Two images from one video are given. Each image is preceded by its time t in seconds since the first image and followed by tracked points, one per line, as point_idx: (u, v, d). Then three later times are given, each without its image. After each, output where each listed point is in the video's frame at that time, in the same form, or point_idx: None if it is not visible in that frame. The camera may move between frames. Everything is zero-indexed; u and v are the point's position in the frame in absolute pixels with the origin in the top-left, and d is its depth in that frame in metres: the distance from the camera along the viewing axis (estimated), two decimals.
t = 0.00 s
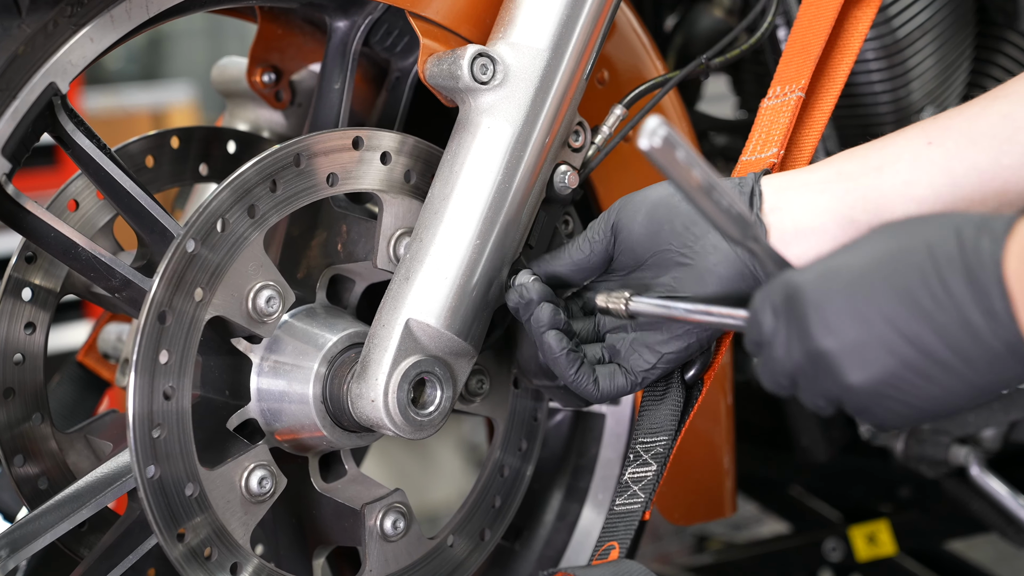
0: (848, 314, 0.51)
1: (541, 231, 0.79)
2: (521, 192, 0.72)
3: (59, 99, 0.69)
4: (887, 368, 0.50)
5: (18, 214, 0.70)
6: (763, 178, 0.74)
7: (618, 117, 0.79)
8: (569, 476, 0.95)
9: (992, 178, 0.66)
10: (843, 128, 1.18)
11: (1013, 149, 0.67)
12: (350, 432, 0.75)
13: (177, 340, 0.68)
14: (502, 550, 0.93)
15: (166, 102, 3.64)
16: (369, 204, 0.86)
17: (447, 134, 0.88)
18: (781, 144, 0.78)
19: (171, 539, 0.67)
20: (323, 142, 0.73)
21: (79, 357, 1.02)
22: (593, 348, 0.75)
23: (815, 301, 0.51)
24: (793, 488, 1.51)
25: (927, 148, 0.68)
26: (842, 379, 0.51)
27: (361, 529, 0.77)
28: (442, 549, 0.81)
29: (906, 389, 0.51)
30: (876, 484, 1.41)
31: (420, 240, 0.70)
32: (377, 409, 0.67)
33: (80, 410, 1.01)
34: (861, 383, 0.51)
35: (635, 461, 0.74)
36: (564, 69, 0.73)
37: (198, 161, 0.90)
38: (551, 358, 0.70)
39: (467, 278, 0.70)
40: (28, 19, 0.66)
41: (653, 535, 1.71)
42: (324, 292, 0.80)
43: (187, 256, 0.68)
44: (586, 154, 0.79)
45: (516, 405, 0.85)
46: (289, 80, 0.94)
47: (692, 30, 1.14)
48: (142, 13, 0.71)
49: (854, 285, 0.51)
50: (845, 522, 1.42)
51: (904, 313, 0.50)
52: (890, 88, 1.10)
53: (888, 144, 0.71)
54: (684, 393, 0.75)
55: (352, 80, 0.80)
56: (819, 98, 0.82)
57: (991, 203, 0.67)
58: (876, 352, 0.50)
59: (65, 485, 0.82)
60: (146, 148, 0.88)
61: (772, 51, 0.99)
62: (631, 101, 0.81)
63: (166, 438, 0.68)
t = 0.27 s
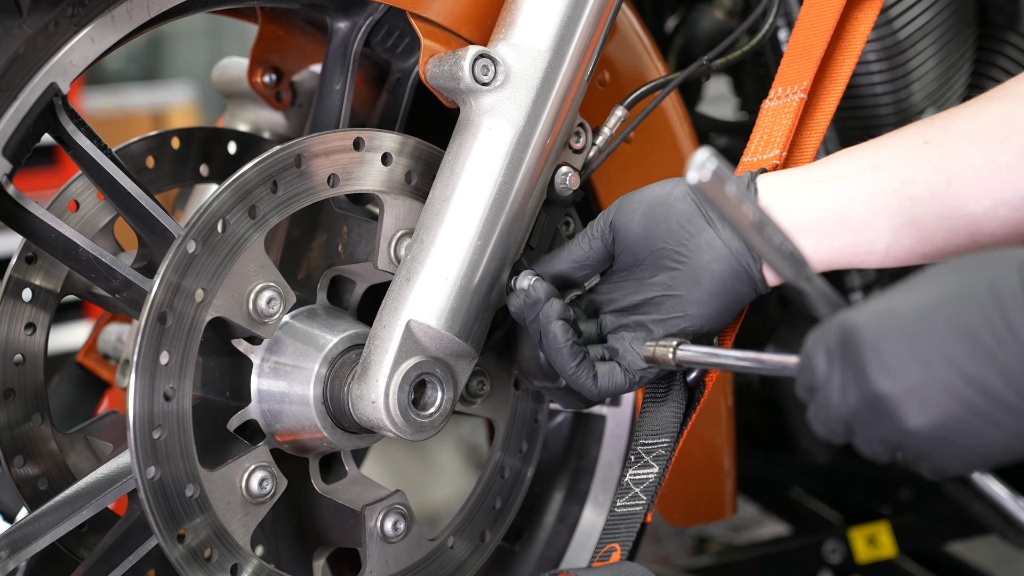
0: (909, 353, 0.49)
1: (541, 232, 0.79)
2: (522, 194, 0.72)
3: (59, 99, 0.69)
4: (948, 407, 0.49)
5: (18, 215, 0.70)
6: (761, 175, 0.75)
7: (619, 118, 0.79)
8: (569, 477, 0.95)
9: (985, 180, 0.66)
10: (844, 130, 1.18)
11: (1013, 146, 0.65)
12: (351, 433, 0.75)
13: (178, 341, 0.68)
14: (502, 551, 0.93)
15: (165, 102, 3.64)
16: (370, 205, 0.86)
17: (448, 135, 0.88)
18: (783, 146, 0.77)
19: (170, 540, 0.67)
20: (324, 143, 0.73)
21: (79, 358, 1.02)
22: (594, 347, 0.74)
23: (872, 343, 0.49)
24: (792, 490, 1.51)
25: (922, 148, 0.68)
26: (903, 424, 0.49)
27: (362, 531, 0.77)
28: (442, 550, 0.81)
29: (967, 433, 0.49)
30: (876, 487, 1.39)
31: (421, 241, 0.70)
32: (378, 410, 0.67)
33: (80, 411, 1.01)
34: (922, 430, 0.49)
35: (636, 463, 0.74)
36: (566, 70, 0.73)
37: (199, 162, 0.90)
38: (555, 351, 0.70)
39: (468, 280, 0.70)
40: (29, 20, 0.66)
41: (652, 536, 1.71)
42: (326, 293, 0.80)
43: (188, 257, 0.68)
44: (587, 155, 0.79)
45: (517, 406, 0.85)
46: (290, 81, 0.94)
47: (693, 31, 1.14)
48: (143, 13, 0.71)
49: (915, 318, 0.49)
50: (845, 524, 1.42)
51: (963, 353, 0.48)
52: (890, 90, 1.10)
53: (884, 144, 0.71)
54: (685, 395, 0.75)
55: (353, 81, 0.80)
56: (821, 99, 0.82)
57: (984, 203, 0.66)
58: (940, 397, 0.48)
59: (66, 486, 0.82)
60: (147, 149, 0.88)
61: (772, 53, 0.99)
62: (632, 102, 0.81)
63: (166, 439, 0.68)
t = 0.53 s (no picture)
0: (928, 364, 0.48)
1: (540, 232, 0.79)
2: (521, 193, 0.72)
3: (57, 98, 0.69)
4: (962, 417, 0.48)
5: (16, 213, 0.70)
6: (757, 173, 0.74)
7: (618, 118, 0.79)
8: (567, 478, 0.94)
9: (984, 179, 0.66)
10: (843, 131, 1.18)
11: (1014, 146, 0.66)
12: (349, 432, 0.75)
13: (176, 340, 0.68)
14: (500, 551, 0.93)
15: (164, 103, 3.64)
16: (369, 204, 0.86)
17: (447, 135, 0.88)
18: (782, 144, 0.77)
19: (168, 538, 0.67)
20: (323, 142, 0.73)
21: (77, 357, 1.02)
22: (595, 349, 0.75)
23: (889, 355, 0.48)
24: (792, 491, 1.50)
25: (922, 146, 0.68)
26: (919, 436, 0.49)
27: (360, 531, 0.76)
28: (440, 550, 0.81)
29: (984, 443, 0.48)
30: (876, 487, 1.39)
31: (419, 240, 0.70)
32: (376, 410, 0.67)
33: (78, 410, 1.01)
34: (939, 441, 0.48)
35: (635, 462, 0.73)
36: (565, 70, 0.73)
37: (198, 161, 0.90)
38: (551, 356, 0.70)
39: (467, 279, 0.70)
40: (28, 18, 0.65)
41: (651, 536, 1.71)
42: (323, 293, 0.79)
43: (187, 256, 0.67)
44: (586, 155, 0.78)
45: (515, 406, 0.85)
46: (289, 80, 0.94)
47: (692, 31, 1.14)
48: (142, 12, 0.71)
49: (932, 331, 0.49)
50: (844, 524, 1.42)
51: (979, 365, 0.48)
52: (890, 90, 1.10)
53: (884, 140, 0.71)
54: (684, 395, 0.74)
55: (352, 80, 0.80)
56: (820, 98, 0.81)
57: (983, 202, 0.66)
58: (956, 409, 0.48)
59: (64, 485, 0.82)
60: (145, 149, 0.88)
61: (772, 53, 0.99)
62: (631, 102, 0.81)
63: (164, 439, 0.68)
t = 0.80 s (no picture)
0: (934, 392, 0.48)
1: (524, 235, 0.79)
2: (505, 196, 0.72)
3: (43, 104, 0.69)
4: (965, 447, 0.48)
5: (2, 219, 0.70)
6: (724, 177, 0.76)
7: (602, 121, 0.80)
8: (554, 478, 0.95)
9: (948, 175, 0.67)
10: (827, 130, 1.19)
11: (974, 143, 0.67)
12: (336, 435, 0.75)
13: (162, 345, 0.68)
14: (487, 551, 0.93)
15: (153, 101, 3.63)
16: (354, 207, 0.86)
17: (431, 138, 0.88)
18: (765, 145, 0.77)
19: (155, 541, 0.68)
20: (309, 146, 0.74)
21: (63, 360, 1.02)
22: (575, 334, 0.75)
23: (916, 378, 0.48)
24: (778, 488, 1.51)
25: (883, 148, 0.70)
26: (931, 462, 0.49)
27: (347, 532, 0.77)
28: (427, 551, 0.81)
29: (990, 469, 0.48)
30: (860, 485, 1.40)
31: (404, 244, 0.70)
32: (362, 413, 0.67)
33: (65, 413, 1.01)
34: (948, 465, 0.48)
35: (617, 462, 0.74)
36: (548, 73, 0.73)
37: (183, 164, 0.90)
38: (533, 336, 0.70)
39: (452, 282, 0.70)
40: (15, 26, 0.68)
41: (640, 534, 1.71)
42: (309, 296, 0.80)
43: (173, 261, 0.68)
44: (570, 158, 0.79)
45: (500, 407, 0.86)
46: (274, 83, 0.93)
47: (678, 32, 1.14)
48: (126, 18, 0.71)
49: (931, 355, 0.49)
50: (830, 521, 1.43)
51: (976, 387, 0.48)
52: (873, 89, 1.11)
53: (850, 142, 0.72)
54: (667, 394, 0.74)
55: (337, 84, 0.80)
56: (802, 100, 0.82)
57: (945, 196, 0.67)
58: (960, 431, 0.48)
59: (51, 488, 0.82)
60: (131, 152, 0.88)
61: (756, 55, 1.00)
62: (615, 104, 0.81)
63: (151, 443, 0.68)
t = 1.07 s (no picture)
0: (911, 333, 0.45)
1: (526, 237, 0.78)
2: (508, 199, 0.72)
3: (45, 107, 0.68)
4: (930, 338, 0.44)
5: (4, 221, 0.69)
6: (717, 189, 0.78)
7: (604, 124, 0.79)
8: (555, 481, 0.95)
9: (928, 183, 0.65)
10: (828, 133, 1.20)
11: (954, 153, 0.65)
12: (337, 438, 0.75)
13: (164, 348, 0.68)
14: (488, 555, 0.93)
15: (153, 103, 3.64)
16: (356, 211, 0.86)
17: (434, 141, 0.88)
18: (767, 149, 0.77)
19: (156, 544, 0.67)
20: (311, 149, 0.73)
21: (64, 362, 1.02)
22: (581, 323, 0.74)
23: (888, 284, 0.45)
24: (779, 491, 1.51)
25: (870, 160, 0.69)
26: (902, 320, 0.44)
27: (348, 536, 0.77)
28: (428, 554, 0.81)
29: (963, 392, 0.44)
30: (863, 488, 1.40)
31: (406, 247, 0.70)
32: (364, 416, 0.67)
33: (66, 416, 1.01)
34: (922, 328, 0.44)
35: (619, 465, 0.74)
36: (550, 76, 0.73)
37: (185, 166, 0.90)
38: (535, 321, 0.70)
39: (454, 285, 0.70)
40: (16, 28, 0.66)
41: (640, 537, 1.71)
42: (311, 298, 0.80)
43: (175, 264, 0.68)
44: (572, 161, 0.79)
45: (502, 410, 0.87)
46: (275, 85, 0.94)
47: (679, 35, 1.14)
48: (129, 20, 0.70)
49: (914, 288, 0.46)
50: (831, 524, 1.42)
51: (937, 289, 0.44)
52: (875, 93, 1.11)
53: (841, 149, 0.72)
54: (669, 398, 0.73)
55: (339, 87, 0.80)
56: (805, 102, 0.82)
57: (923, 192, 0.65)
58: (942, 301, 0.44)
59: (53, 491, 0.82)
60: (133, 154, 0.88)
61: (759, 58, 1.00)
62: (617, 107, 0.81)
63: (153, 446, 0.68)
